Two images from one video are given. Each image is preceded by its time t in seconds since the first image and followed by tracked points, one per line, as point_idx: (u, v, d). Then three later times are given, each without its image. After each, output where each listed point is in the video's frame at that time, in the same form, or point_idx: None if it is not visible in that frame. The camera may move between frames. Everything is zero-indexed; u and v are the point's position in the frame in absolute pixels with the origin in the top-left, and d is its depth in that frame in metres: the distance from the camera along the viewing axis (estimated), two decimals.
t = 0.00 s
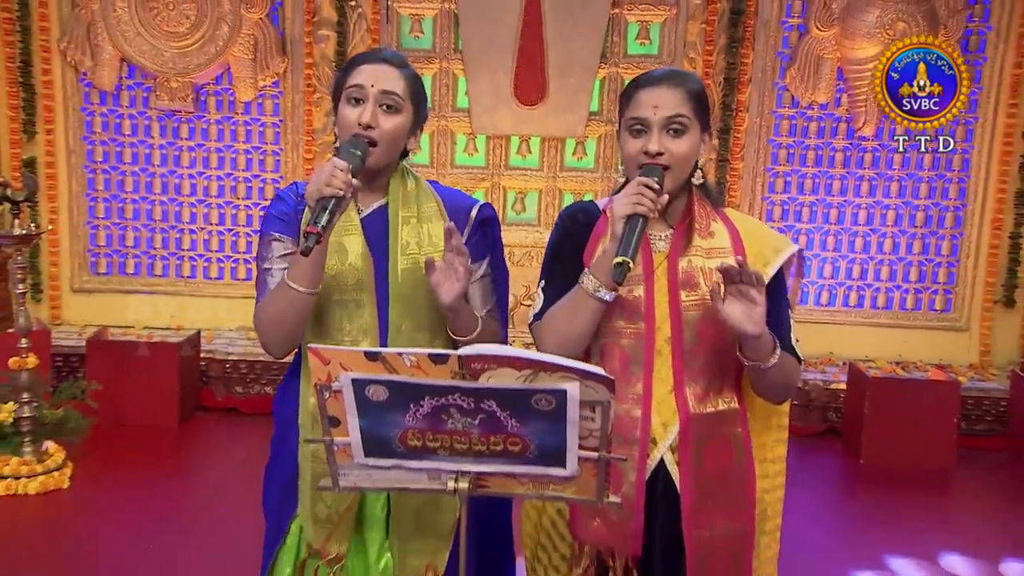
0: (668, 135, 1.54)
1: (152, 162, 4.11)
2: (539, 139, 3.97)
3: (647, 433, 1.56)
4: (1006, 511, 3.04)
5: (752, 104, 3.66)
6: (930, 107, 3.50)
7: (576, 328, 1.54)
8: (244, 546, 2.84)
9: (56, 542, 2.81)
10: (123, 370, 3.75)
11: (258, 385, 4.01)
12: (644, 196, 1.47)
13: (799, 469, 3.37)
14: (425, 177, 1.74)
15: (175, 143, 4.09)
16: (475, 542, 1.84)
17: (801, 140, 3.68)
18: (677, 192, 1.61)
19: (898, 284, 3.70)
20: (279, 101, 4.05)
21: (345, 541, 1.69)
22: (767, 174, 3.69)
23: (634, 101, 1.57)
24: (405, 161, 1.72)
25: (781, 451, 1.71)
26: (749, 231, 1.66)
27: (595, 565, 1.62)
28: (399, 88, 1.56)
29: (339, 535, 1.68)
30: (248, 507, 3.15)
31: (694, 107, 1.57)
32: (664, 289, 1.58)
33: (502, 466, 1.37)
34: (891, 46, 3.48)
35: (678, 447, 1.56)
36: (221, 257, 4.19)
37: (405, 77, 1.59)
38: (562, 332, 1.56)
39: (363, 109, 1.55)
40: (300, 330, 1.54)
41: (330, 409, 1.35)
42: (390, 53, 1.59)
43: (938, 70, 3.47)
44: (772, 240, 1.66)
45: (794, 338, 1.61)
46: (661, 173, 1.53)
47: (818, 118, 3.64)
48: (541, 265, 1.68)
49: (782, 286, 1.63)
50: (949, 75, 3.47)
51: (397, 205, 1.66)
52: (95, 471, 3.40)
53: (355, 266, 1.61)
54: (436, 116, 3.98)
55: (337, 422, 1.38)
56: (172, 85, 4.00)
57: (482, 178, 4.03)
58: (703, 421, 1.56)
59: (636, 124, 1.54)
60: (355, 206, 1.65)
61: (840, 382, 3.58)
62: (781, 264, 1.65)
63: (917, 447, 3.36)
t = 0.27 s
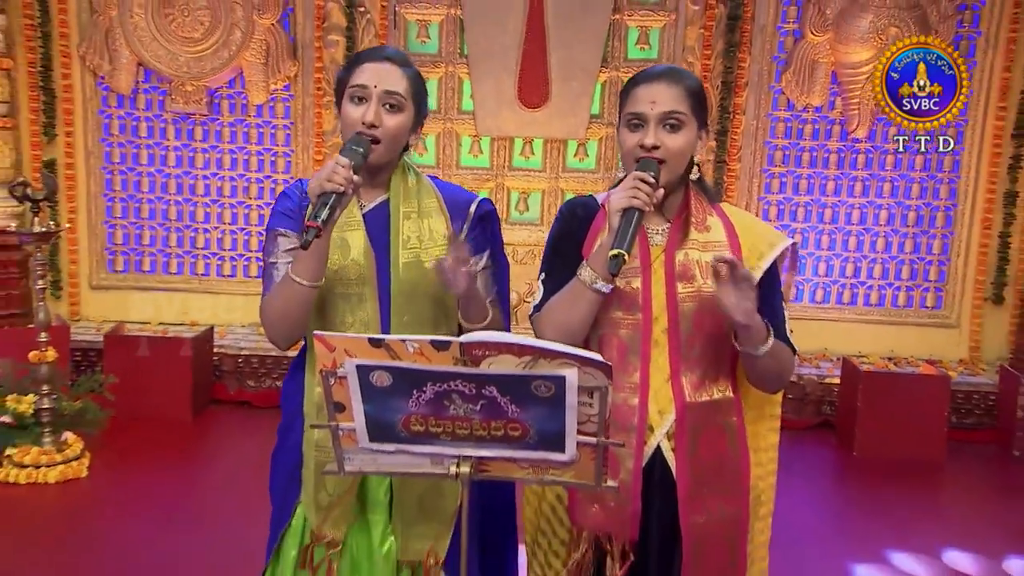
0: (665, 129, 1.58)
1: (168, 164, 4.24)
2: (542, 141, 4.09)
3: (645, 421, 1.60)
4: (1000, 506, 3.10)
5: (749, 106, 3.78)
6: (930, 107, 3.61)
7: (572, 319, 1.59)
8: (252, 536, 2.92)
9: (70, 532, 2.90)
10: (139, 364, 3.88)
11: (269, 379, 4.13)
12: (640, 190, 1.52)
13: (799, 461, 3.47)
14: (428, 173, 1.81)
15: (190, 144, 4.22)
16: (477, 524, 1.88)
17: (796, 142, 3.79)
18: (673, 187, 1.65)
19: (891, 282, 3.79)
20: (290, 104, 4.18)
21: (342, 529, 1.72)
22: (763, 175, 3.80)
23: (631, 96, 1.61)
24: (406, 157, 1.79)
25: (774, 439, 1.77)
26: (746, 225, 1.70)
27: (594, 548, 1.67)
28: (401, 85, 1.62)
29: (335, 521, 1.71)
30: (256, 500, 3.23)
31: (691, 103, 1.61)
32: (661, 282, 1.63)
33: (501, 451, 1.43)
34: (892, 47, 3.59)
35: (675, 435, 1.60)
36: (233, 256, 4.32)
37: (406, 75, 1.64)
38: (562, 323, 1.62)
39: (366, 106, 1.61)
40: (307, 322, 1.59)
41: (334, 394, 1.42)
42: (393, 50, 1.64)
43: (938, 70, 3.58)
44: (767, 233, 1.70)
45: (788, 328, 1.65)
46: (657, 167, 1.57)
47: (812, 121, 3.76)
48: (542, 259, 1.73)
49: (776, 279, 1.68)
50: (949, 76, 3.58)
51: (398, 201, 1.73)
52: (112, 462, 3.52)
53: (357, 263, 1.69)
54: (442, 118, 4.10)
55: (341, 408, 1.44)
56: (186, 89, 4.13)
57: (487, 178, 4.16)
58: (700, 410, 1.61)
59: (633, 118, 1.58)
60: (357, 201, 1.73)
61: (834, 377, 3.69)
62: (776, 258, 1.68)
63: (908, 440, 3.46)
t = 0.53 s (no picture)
0: (660, 126, 1.63)
1: (187, 166, 4.40)
2: (547, 144, 4.24)
3: (642, 409, 1.65)
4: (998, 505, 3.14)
5: (748, 110, 3.91)
6: (930, 107, 3.72)
7: (567, 310, 1.64)
8: (264, 526, 3.03)
9: (89, 524, 3.00)
10: (158, 360, 4.03)
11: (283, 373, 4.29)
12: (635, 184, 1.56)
13: (788, 459, 3.54)
14: (429, 168, 1.95)
15: (208, 147, 4.38)
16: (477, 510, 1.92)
17: (792, 145, 3.92)
18: (667, 183, 1.70)
19: (885, 281, 3.91)
20: (304, 108, 4.33)
21: (348, 514, 1.80)
22: (761, 176, 3.94)
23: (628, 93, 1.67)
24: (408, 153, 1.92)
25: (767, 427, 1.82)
26: (738, 218, 1.74)
27: (593, 534, 1.72)
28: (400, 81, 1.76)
29: (341, 506, 1.80)
30: (267, 492, 3.33)
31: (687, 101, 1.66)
32: (656, 274, 1.68)
33: (501, 435, 1.50)
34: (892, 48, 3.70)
35: (671, 422, 1.65)
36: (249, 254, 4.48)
37: (406, 71, 1.78)
38: (559, 314, 1.66)
39: (368, 100, 1.75)
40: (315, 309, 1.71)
41: (338, 381, 1.49)
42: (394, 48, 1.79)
43: (938, 70, 3.69)
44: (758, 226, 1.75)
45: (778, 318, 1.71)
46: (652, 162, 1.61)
47: (808, 125, 3.88)
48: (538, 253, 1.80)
49: (767, 271, 1.73)
50: (949, 76, 3.69)
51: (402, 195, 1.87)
52: (132, 452, 3.67)
53: (365, 257, 1.82)
54: (451, 122, 4.26)
55: (345, 394, 1.51)
56: (205, 94, 4.30)
57: (494, 180, 4.31)
58: (696, 397, 1.66)
59: (630, 113, 1.64)
60: (363, 196, 1.87)
61: (828, 372, 3.82)
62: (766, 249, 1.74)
63: (901, 432, 3.59)
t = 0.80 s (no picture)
0: (651, 125, 1.71)
1: (205, 168, 4.57)
2: (551, 147, 4.39)
3: (635, 400, 1.73)
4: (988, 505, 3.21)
5: (746, 114, 4.05)
6: (930, 107, 3.83)
7: (563, 305, 1.72)
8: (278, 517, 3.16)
9: (111, 514, 3.13)
10: (176, 356, 4.19)
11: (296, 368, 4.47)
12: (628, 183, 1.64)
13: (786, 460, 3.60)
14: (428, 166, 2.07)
15: (224, 150, 4.54)
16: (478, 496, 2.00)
17: (788, 148, 4.06)
18: (656, 179, 1.79)
19: (878, 280, 4.08)
20: (318, 112, 4.50)
21: (350, 502, 1.91)
22: (758, 178, 4.09)
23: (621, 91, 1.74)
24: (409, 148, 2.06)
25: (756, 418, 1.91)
26: (728, 215, 1.83)
27: (587, 524, 1.82)
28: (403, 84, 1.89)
29: (344, 495, 1.90)
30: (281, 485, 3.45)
31: (676, 101, 1.74)
32: (650, 269, 1.76)
33: (496, 422, 1.61)
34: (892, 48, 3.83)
35: (663, 412, 1.74)
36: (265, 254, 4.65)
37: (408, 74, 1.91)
38: (556, 309, 1.74)
39: (372, 103, 1.88)
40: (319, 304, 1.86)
41: (337, 369, 1.61)
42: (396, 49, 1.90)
43: (938, 70, 3.80)
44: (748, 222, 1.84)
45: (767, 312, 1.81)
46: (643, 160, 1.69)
47: (805, 128, 4.02)
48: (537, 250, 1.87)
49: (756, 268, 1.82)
50: (949, 76, 3.79)
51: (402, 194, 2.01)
52: (149, 443, 3.81)
53: (368, 253, 1.96)
54: (459, 125, 4.43)
55: (344, 382, 1.62)
56: (222, 99, 4.46)
57: (500, 181, 4.47)
58: (686, 388, 1.75)
59: (621, 115, 1.72)
60: (364, 194, 1.99)
61: (823, 368, 3.97)
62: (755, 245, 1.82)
63: (894, 427, 3.70)
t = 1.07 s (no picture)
0: (647, 127, 1.78)
1: (222, 171, 4.73)
2: (556, 151, 4.54)
3: (629, 394, 1.80)
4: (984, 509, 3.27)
5: (746, 119, 4.19)
6: (929, 107, 3.98)
7: (559, 300, 1.79)
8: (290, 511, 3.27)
9: (132, 504, 3.27)
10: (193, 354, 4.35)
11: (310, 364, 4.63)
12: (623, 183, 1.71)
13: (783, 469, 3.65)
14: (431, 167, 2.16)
15: (241, 154, 4.70)
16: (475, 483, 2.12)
17: (788, 152, 4.21)
18: (652, 179, 1.85)
19: (875, 280, 4.23)
20: (331, 117, 4.64)
21: (353, 492, 2.01)
22: (758, 181, 4.23)
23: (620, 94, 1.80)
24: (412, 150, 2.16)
25: (747, 412, 1.97)
26: (720, 215, 1.90)
27: (581, 514, 1.87)
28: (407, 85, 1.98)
29: (347, 485, 2.01)
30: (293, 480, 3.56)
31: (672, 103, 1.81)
32: (644, 267, 1.83)
33: (492, 414, 1.69)
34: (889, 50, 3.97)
35: (656, 406, 1.81)
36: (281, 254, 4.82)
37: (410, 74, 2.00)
38: (552, 304, 1.81)
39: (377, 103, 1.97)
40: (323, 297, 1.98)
41: (337, 362, 1.69)
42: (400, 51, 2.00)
43: (937, 70, 3.93)
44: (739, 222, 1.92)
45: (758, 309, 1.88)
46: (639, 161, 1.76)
47: (804, 132, 4.16)
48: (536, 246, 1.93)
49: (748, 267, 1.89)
50: (948, 76, 3.93)
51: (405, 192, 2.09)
52: (168, 437, 3.95)
53: (369, 249, 2.05)
54: (467, 130, 4.59)
55: (344, 374, 1.71)
56: (239, 104, 4.62)
57: (506, 184, 4.62)
58: (679, 384, 1.81)
59: (618, 116, 1.79)
60: (368, 193, 2.09)
61: (820, 365, 4.14)
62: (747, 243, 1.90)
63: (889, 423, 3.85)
